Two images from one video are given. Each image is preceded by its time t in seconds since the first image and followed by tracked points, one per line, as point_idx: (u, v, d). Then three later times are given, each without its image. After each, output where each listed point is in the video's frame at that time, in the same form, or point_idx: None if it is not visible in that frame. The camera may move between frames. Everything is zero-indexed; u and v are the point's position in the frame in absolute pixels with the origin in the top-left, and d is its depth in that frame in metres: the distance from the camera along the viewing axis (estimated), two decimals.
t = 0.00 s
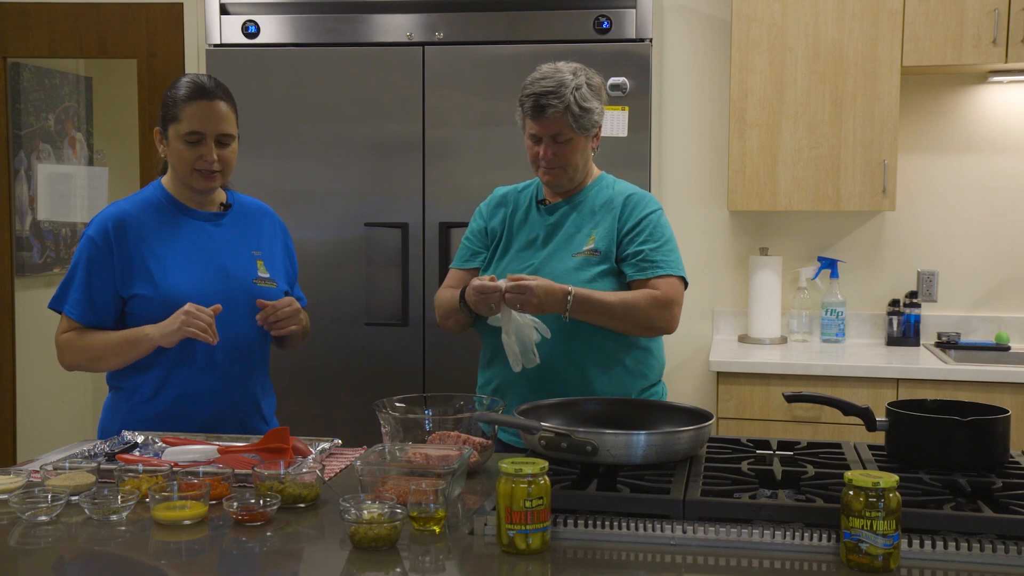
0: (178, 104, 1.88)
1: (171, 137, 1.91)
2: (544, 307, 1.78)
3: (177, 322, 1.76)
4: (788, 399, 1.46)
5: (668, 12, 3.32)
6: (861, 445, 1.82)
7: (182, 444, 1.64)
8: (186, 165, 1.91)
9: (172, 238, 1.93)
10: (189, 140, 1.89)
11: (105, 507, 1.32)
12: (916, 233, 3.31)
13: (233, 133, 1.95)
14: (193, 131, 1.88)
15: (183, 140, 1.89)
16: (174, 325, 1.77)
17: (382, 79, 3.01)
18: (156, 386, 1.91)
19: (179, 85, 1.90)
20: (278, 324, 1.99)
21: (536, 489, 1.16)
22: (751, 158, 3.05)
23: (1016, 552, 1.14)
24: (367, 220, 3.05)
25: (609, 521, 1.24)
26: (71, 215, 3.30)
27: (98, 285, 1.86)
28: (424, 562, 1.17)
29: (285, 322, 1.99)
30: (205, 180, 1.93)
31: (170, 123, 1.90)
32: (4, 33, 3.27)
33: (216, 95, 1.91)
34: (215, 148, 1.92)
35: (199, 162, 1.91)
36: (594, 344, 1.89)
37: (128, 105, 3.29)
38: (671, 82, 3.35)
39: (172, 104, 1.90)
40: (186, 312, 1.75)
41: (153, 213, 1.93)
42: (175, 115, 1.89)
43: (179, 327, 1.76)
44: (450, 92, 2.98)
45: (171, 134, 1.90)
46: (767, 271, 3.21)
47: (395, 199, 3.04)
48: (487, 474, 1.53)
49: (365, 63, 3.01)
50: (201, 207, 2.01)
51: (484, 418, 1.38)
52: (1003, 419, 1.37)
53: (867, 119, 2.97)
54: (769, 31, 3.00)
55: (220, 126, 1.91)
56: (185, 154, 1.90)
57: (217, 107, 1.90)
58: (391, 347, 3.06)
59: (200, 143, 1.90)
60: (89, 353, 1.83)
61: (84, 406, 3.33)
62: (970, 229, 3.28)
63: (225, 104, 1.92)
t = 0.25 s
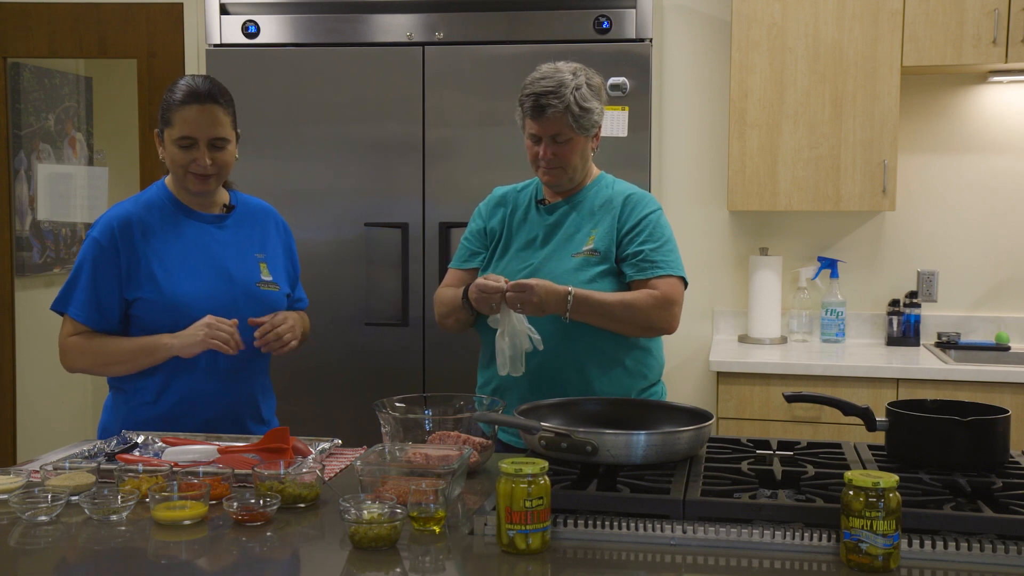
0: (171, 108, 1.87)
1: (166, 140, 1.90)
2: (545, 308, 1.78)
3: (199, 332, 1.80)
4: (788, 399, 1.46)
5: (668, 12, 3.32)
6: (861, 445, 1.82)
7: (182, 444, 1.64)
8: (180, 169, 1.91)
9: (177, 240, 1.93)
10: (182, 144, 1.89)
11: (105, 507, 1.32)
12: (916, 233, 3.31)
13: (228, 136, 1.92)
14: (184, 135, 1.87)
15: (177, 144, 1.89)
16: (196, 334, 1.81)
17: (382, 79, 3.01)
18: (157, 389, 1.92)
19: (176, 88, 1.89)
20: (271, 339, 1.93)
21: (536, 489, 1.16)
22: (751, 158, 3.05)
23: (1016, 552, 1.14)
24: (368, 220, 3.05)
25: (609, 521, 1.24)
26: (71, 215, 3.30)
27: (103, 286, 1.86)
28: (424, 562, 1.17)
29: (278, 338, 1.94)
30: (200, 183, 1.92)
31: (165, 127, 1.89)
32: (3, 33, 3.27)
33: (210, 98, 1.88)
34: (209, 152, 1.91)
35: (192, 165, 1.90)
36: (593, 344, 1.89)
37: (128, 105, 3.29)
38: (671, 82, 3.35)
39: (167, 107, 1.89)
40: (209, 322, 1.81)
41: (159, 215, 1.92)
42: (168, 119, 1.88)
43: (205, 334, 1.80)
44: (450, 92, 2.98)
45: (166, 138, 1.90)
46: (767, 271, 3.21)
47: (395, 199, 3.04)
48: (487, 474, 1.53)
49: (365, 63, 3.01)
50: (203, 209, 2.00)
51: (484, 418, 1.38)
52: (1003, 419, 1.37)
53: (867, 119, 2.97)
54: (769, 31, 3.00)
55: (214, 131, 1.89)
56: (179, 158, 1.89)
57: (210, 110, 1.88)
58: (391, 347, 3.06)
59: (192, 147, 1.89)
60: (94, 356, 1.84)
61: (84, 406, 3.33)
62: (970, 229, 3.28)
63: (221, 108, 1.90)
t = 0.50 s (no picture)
0: (184, 109, 1.88)
1: (179, 142, 1.91)
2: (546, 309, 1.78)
3: (227, 331, 1.85)
4: (788, 399, 1.46)
5: (668, 12, 3.31)
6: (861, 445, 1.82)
7: (182, 444, 1.64)
8: (195, 168, 1.91)
9: (193, 238, 1.94)
10: (197, 144, 1.89)
11: (105, 507, 1.32)
12: (916, 233, 3.31)
13: (242, 133, 1.93)
14: (198, 134, 1.88)
15: (191, 144, 1.89)
16: (224, 334, 1.85)
17: (382, 79, 3.01)
18: (171, 389, 1.92)
19: (186, 88, 1.89)
20: (277, 342, 1.91)
21: (536, 489, 1.16)
22: (751, 158, 3.05)
23: (1016, 552, 1.14)
24: (368, 220, 3.05)
25: (609, 521, 1.24)
26: (71, 215, 3.30)
27: (121, 284, 1.86)
28: (424, 562, 1.17)
29: (283, 339, 1.91)
30: (216, 181, 1.93)
31: (178, 127, 1.90)
32: (3, 33, 3.27)
33: (222, 96, 1.89)
34: (223, 150, 1.91)
35: (208, 164, 1.91)
36: (593, 344, 1.89)
37: (128, 105, 3.30)
38: (671, 82, 3.34)
39: (179, 108, 1.89)
40: (236, 321, 1.86)
41: (174, 214, 1.93)
42: (181, 120, 1.88)
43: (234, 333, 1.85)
44: (450, 92, 2.98)
45: (179, 139, 1.91)
46: (767, 271, 3.21)
47: (395, 199, 3.04)
48: (487, 474, 1.53)
49: (365, 63, 3.01)
50: (219, 208, 2.01)
51: (484, 418, 1.38)
52: (1003, 419, 1.37)
53: (867, 119, 2.97)
54: (769, 31, 3.00)
55: (227, 129, 1.90)
56: (195, 157, 1.90)
57: (222, 109, 1.89)
58: (391, 347, 3.06)
59: (207, 146, 1.90)
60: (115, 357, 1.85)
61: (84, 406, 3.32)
62: (970, 229, 3.28)
63: (232, 106, 1.91)
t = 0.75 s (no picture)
0: (212, 103, 1.88)
1: (208, 136, 1.91)
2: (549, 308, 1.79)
3: (250, 324, 1.84)
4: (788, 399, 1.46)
5: (668, 12, 3.31)
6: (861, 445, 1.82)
7: (182, 444, 1.64)
8: (223, 162, 1.91)
9: (216, 233, 1.94)
10: (226, 138, 1.89)
11: (105, 507, 1.32)
12: (916, 233, 3.31)
13: (269, 129, 1.94)
14: (227, 129, 1.88)
15: (220, 138, 1.89)
16: (246, 326, 1.84)
17: (382, 79, 3.01)
18: (189, 389, 1.93)
19: (212, 83, 1.90)
20: (298, 338, 1.91)
21: (536, 489, 1.16)
22: (751, 158, 3.05)
23: (1016, 552, 1.14)
24: (368, 220, 3.05)
25: (609, 521, 1.24)
26: (71, 215, 3.30)
27: (144, 277, 1.87)
28: (424, 562, 1.17)
29: (304, 335, 1.91)
30: (243, 176, 1.93)
31: (205, 122, 1.90)
32: (3, 33, 3.27)
33: (250, 91, 1.90)
34: (252, 144, 1.92)
35: (236, 157, 1.91)
36: (593, 344, 1.89)
37: (128, 105, 3.30)
38: (671, 82, 3.34)
39: (206, 103, 1.89)
40: (259, 317, 1.85)
41: (197, 208, 1.94)
42: (209, 114, 1.88)
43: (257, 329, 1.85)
44: (450, 92, 2.98)
45: (207, 133, 1.91)
46: (767, 270, 3.21)
47: (395, 199, 3.04)
48: (487, 475, 1.53)
49: (365, 63, 3.01)
50: (242, 204, 2.01)
51: (484, 419, 1.38)
52: (1003, 419, 1.37)
53: (867, 119, 2.97)
54: (769, 31, 3.00)
55: (256, 123, 1.90)
56: (224, 151, 1.90)
57: (251, 104, 1.89)
58: (391, 346, 3.06)
59: (236, 141, 1.90)
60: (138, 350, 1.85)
61: (84, 406, 3.32)
62: (970, 229, 3.28)
63: (259, 100, 1.92)
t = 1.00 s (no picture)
0: (234, 105, 1.88)
1: (229, 137, 1.91)
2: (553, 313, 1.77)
3: (270, 324, 1.85)
4: (788, 399, 1.46)
5: (668, 12, 3.31)
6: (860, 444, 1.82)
7: (183, 444, 1.64)
8: (246, 164, 1.91)
9: (236, 234, 1.94)
10: (248, 140, 1.89)
11: (105, 507, 1.32)
12: (916, 233, 3.31)
13: (292, 131, 1.94)
14: (251, 131, 1.88)
15: (242, 140, 1.89)
16: (266, 326, 1.85)
17: (382, 79, 3.01)
18: (202, 389, 1.93)
19: (234, 85, 1.89)
20: (318, 338, 1.90)
21: (536, 489, 1.16)
22: (751, 158, 3.05)
23: (1016, 552, 1.14)
24: (368, 220, 3.05)
25: (609, 521, 1.24)
26: (71, 215, 3.30)
27: (164, 277, 1.87)
28: (424, 562, 1.17)
29: (324, 336, 1.91)
30: (266, 179, 1.94)
31: (228, 124, 1.90)
32: (3, 33, 3.27)
33: (272, 93, 1.90)
34: (274, 145, 1.92)
35: (259, 159, 1.91)
36: (593, 345, 1.89)
37: (128, 105, 3.30)
38: (671, 82, 3.34)
39: (228, 105, 1.89)
40: (278, 316, 1.86)
41: (219, 209, 1.94)
42: (232, 116, 1.88)
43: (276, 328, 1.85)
44: (450, 92, 2.98)
45: (229, 135, 1.91)
46: (767, 270, 3.21)
47: (395, 199, 3.04)
48: (486, 474, 1.53)
49: (365, 63, 3.01)
50: (264, 206, 2.02)
51: (484, 418, 1.38)
52: (1003, 419, 1.37)
53: (867, 119, 2.97)
54: (769, 30, 3.00)
55: (278, 125, 1.90)
56: (247, 154, 1.90)
57: (274, 106, 1.89)
58: (391, 346, 3.06)
59: (258, 142, 1.90)
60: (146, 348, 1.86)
61: (84, 406, 3.32)
62: (970, 229, 3.28)
63: (281, 103, 1.92)
